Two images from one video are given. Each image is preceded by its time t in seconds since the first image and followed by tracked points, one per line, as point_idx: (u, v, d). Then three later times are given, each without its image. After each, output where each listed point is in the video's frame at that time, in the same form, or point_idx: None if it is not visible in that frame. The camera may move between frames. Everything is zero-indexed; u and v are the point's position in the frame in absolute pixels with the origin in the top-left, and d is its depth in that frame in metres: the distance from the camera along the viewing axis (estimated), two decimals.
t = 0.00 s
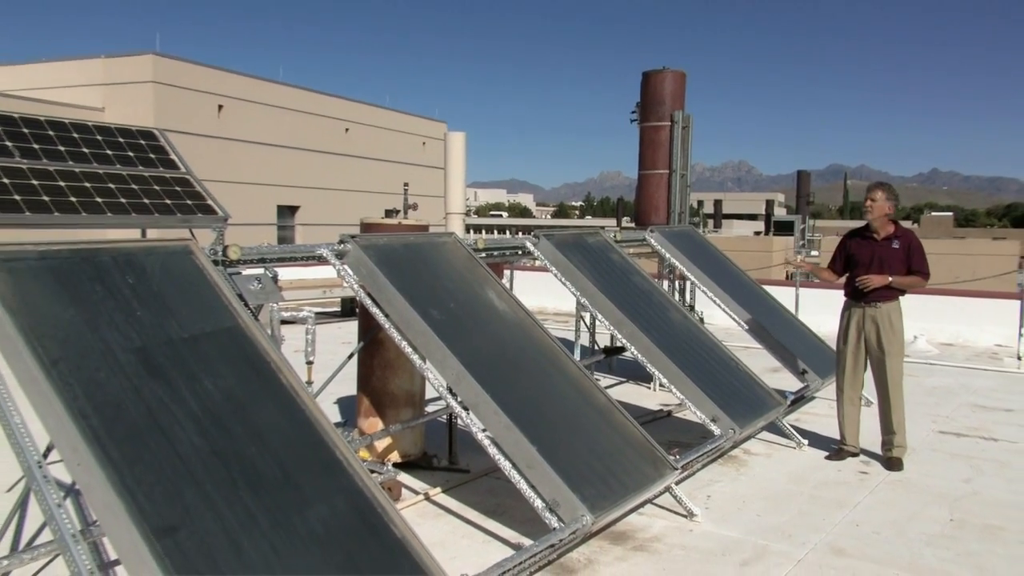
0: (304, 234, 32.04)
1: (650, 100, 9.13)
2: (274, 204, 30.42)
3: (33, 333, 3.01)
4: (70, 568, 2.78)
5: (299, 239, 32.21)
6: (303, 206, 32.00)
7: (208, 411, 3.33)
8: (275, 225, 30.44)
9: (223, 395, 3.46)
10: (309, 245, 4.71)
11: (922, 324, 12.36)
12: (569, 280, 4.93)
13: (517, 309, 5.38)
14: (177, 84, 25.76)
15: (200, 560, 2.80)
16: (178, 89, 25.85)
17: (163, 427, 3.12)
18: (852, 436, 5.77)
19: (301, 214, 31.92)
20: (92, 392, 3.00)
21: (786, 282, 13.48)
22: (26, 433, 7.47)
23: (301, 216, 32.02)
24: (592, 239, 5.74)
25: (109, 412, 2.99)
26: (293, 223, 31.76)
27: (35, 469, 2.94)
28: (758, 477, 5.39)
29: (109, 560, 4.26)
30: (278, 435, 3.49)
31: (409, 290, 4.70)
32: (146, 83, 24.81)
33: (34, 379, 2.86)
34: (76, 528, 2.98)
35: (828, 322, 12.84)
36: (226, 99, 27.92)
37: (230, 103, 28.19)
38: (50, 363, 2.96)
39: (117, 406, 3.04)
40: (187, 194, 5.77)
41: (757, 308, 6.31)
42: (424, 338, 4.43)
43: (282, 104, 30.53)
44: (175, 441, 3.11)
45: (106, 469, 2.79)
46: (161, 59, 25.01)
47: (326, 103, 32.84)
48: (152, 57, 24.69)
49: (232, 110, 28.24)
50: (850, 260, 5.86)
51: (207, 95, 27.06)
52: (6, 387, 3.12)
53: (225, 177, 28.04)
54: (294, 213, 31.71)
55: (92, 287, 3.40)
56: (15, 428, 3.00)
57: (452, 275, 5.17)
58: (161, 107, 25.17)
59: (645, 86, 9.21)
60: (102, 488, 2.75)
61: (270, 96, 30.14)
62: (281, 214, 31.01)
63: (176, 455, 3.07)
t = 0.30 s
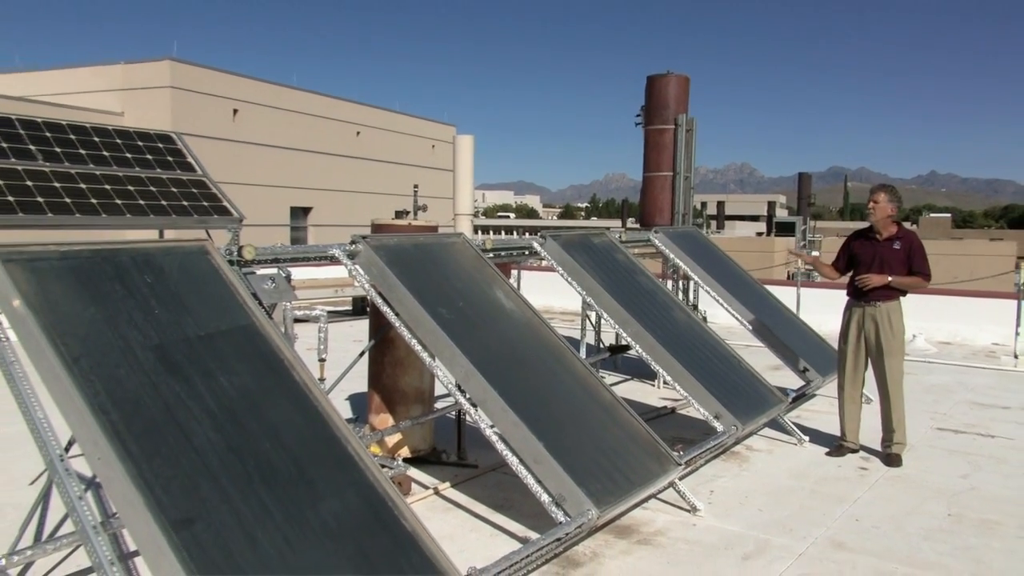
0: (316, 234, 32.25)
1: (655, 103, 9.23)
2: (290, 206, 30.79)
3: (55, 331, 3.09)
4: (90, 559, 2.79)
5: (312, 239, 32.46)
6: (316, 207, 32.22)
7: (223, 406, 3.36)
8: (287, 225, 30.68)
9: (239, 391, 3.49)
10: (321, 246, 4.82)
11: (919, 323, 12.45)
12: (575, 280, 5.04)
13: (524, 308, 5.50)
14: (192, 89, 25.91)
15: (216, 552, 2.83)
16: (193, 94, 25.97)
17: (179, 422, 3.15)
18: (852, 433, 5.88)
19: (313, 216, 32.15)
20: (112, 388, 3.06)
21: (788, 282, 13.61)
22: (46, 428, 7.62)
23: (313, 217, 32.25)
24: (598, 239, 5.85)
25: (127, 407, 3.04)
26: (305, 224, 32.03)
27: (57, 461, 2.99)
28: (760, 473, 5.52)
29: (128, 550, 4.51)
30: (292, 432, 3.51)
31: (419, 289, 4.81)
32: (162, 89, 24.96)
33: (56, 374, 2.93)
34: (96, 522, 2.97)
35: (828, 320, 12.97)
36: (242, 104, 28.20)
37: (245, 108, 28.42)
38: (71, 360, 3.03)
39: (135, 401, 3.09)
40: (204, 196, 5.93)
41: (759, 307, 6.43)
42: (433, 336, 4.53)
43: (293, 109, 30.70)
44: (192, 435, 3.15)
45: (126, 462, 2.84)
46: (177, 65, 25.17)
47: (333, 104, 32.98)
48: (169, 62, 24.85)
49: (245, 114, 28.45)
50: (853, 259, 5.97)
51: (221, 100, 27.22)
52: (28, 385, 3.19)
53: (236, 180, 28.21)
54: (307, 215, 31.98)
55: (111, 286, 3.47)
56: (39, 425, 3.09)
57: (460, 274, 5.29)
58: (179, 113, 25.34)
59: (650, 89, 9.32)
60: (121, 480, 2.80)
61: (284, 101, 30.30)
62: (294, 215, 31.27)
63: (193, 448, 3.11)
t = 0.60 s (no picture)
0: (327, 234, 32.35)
1: (662, 104, 9.28)
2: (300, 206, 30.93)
3: (72, 329, 3.16)
4: (107, 554, 2.83)
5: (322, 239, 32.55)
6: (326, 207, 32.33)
7: (237, 403, 3.42)
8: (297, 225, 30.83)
9: (252, 388, 3.56)
10: (332, 246, 4.87)
11: (926, 323, 12.46)
12: (582, 279, 5.09)
13: (533, 307, 5.56)
14: (205, 91, 26.03)
15: (230, 546, 2.89)
16: (206, 95, 26.08)
17: (193, 419, 3.22)
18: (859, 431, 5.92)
19: (323, 216, 32.26)
20: (127, 384, 3.13)
21: (796, 282, 13.63)
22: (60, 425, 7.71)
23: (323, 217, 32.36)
24: (606, 239, 5.90)
25: (143, 404, 3.11)
26: (316, 224, 32.17)
27: (74, 457, 3.05)
28: (767, 471, 5.56)
29: (142, 545, 4.62)
30: (305, 429, 3.57)
31: (429, 288, 4.87)
32: (175, 90, 25.08)
33: (74, 371, 3.00)
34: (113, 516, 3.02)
35: (834, 319, 13.00)
36: (255, 106, 28.33)
37: (257, 109, 28.53)
38: (88, 358, 3.10)
39: (150, 398, 3.16)
40: (218, 197, 5.97)
41: (766, 307, 6.46)
42: (442, 335, 4.59)
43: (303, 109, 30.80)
44: (206, 433, 3.21)
45: (141, 459, 2.90)
46: (190, 66, 25.26)
47: (342, 105, 33.08)
48: (182, 64, 24.96)
49: (258, 116, 28.58)
50: (861, 259, 5.99)
51: (233, 101, 27.33)
52: (45, 383, 3.25)
53: (247, 180, 28.33)
54: (317, 215, 32.09)
55: (127, 285, 3.53)
56: (56, 422, 3.15)
57: (470, 274, 5.35)
58: (193, 115, 25.50)
59: (658, 90, 9.36)
60: (137, 477, 2.86)
61: (295, 102, 30.39)
62: (304, 215, 31.37)
63: (207, 445, 3.17)
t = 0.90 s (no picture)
0: (338, 234, 32.44)
1: (673, 104, 9.26)
2: (312, 206, 31.04)
3: (87, 328, 3.18)
4: (121, 551, 2.84)
5: (333, 238, 32.64)
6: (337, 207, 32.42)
7: (249, 402, 3.44)
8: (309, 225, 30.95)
9: (264, 387, 3.58)
10: (344, 246, 4.88)
11: (939, 323, 12.38)
12: (593, 279, 5.09)
13: (544, 307, 5.56)
14: (217, 91, 26.15)
15: (242, 544, 2.90)
16: (218, 96, 26.21)
17: (206, 417, 3.23)
18: (872, 431, 5.90)
19: (334, 215, 32.35)
20: (141, 383, 3.15)
21: (807, 282, 13.57)
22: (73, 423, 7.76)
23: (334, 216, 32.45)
24: (616, 239, 5.90)
25: (156, 403, 3.13)
26: (327, 224, 32.27)
27: (89, 455, 3.07)
28: (778, 472, 5.55)
29: (156, 543, 4.67)
30: (317, 427, 3.59)
31: (439, 287, 4.88)
32: (188, 91, 25.21)
33: (88, 370, 3.03)
34: (126, 513, 3.04)
35: (846, 319, 12.94)
36: (266, 106, 28.45)
37: (268, 108, 28.65)
38: (102, 357, 3.12)
39: (163, 397, 3.18)
40: (231, 197, 6.01)
41: (777, 307, 6.45)
42: (454, 334, 4.59)
43: (314, 109, 30.91)
44: (219, 431, 3.23)
45: (155, 458, 2.92)
46: (202, 67, 25.39)
47: (354, 105, 33.18)
48: (195, 65, 25.09)
49: (269, 116, 28.70)
50: (876, 259, 5.93)
51: (245, 101, 27.46)
52: (60, 382, 3.28)
53: (260, 180, 28.46)
54: (329, 215, 32.19)
55: (140, 284, 3.56)
56: (71, 420, 3.17)
57: (480, 273, 5.36)
58: (206, 116, 25.62)
59: (669, 90, 9.34)
60: (151, 475, 2.88)
61: (306, 102, 30.51)
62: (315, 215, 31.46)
63: (220, 443, 3.19)
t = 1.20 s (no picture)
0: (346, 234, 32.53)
1: (682, 104, 9.24)
2: (320, 206, 31.13)
3: (97, 327, 3.20)
4: (131, 549, 2.85)
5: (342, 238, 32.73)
6: (345, 207, 32.51)
7: (258, 401, 3.45)
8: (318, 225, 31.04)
9: (272, 386, 3.59)
10: (353, 245, 4.90)
11: (948, 324, 12.32)
12: (601, 278, 5.09)
13: (552, 307, 5.56)
14: (226, 91, 26.26)
15: (251, 543, 2.91)
16: (227, 95, 26.31)
17: (215, 416, 3.25)
18: (882, 432, 5.87)
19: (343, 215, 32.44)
20: (150, 382, 3.17)
21: (815, 282, 13.52)
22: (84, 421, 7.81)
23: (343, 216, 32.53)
24: (624, 239, 5.90)
25: (166, 402, 3.15)
26: (336, 223, 32.37)
27: (99, 453, 3.08)
28: (787, 472, 5.53)
29: (165, 541, 4.69)
30: (325, 426, 3.60)
31: (447, 286, 4.88)
32: (197, 91, 25.33)
33: (99, 369, 3.05)
34: (136, 512, 3.05)
35: (855, 319, 12.89)
36: (274, 106, 28.55)
37: (277, 109, 28.75)
38: (112, 356, 3.14)
39: (173, 396, 3.20)
40: (240, 197, 6.03)
41: (786, 307, 6.43)
42: (462, 335, 4.59)
43: (322, 109, 30.99)
44: (228, 430, 3.24)
45: (165, 457, 2.93)
46: (212, 67, 25.49)
47: (363, 105, 33.26)
48: (204, 65, 25.19)
49: (278, 116, 28.81)
50: (889, 259, 5.92)
51: (254, 101, 27.57)
52: (70, 380, 3.30)
53: (268, 180, 28.57)
54: (337, 215, 32.28)
55: (150, 284, 3.58)
56: (81, 419, 3.19)
57: (488, 273, 5.37)
58: (214, 115, 25.72)
59: (677, 90, 9.33)
60: (160, 474, 2.90)
61: (315, 102, 30.59)
62: (323, 215, 31.55)
63: (229, 442, 3.20)
